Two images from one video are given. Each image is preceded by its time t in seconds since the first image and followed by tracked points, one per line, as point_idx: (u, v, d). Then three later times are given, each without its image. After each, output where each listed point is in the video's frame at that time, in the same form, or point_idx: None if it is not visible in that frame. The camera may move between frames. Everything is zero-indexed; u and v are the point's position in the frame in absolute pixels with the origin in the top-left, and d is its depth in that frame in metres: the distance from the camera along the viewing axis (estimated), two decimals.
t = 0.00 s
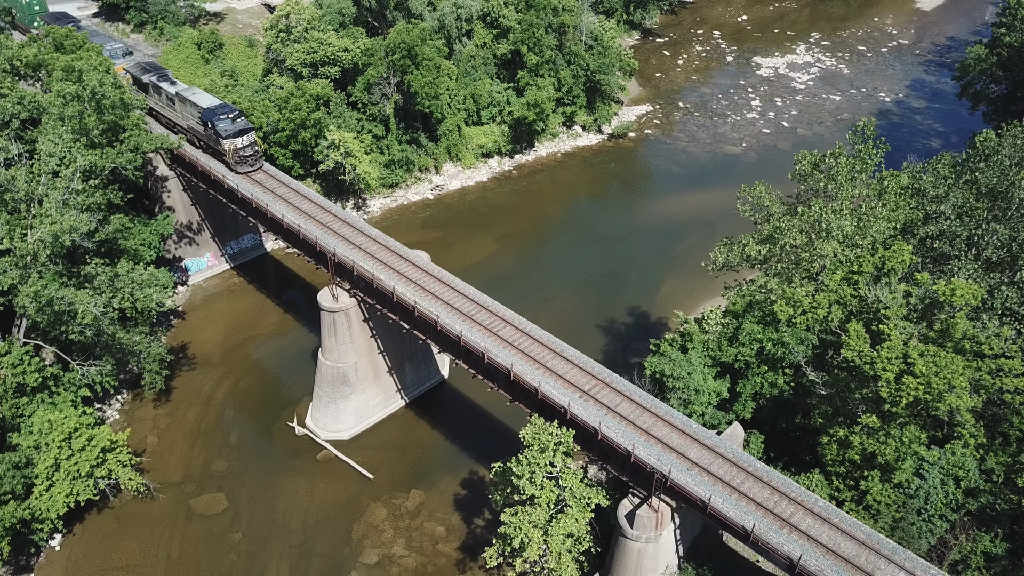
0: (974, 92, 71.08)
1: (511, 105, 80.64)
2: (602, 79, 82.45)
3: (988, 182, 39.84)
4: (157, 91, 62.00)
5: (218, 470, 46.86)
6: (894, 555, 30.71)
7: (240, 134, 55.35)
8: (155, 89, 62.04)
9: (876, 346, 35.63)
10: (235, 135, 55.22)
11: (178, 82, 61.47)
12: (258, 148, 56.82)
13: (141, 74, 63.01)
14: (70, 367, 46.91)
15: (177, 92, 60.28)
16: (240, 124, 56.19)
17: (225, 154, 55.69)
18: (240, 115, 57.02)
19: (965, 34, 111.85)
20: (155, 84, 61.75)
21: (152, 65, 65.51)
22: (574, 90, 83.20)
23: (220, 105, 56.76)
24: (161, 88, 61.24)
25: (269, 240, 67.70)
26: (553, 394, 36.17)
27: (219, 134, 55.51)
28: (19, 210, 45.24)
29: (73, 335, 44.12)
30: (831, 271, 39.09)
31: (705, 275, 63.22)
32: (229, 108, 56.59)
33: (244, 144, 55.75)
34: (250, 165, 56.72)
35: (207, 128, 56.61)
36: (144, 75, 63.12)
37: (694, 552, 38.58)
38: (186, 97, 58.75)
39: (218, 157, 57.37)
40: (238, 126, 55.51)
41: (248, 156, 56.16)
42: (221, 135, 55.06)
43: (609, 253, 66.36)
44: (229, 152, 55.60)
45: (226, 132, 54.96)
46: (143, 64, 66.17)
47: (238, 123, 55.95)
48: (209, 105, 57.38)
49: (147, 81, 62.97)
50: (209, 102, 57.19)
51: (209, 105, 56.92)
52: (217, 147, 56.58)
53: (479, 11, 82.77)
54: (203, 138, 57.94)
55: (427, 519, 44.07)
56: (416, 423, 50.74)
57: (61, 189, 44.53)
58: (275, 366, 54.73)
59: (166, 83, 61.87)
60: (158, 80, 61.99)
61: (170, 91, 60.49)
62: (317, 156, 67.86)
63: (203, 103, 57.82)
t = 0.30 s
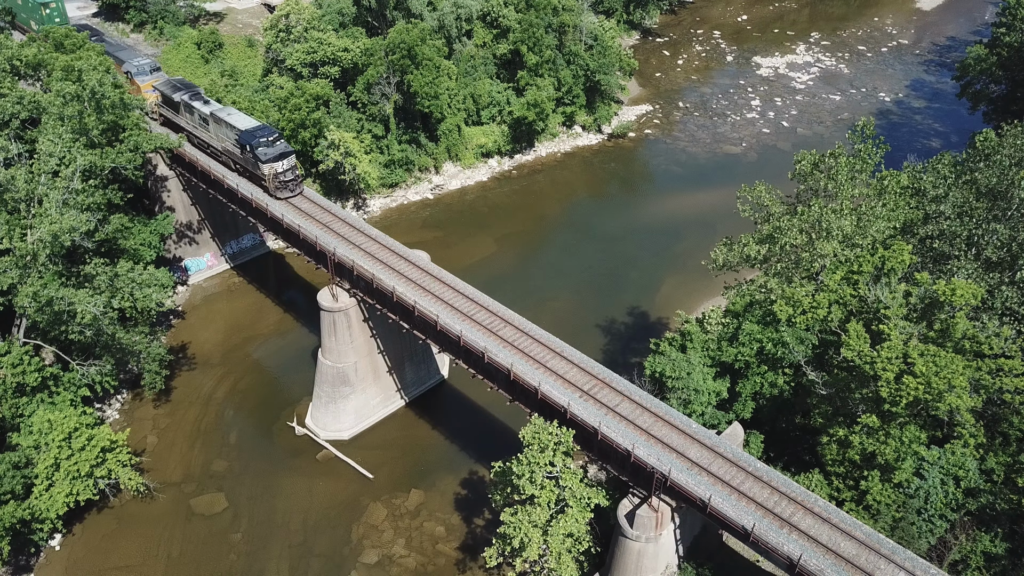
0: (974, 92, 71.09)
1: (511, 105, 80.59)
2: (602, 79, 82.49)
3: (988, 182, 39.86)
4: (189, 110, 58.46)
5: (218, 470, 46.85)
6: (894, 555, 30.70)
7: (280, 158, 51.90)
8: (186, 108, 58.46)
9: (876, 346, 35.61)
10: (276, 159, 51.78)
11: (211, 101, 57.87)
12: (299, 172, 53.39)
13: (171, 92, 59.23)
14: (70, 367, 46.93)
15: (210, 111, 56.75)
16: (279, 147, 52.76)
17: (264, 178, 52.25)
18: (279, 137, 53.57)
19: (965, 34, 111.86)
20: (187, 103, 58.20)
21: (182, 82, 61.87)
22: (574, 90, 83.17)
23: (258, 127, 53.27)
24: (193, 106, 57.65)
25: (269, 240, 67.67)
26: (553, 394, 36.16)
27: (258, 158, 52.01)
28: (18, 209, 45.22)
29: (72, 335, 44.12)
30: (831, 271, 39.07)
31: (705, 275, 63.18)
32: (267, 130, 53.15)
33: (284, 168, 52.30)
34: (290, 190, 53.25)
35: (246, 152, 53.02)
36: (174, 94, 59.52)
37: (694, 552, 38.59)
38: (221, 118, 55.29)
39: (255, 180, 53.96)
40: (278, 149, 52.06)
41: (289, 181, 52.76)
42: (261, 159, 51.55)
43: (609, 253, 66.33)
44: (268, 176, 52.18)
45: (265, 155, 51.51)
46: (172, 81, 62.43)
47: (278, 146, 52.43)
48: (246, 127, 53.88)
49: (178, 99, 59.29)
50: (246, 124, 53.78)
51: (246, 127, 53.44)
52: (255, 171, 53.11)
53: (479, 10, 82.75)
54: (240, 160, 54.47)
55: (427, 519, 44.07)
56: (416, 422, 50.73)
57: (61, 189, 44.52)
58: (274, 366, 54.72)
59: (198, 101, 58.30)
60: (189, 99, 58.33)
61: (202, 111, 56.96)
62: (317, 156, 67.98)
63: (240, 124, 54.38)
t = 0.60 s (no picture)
0: (974, 92, 71.10)
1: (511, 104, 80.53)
2: (602, 79, 82.46)
3: (988, 182, 39.86)
4: (226, 132, 55.82)
5: (218, 469, 46.82)
6: (894, 555, 30.69)
7: (325, 184, 48.81)
8: (222, 129, 55.74)
9: (876, 346, 35.58)
10: (320, 185, 48.66)
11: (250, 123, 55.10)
12: (344, 199, 50.28)
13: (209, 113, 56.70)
14: (70, 367, 46.94)
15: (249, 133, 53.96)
16: (324, 172, 49.65)
17: (308, 206, 49.24)
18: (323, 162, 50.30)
19: (965, 34, 111.85)
20: (223, 124, 55.43)
21: (216, 101, 59.06)
22: (574, 90, 83.16)
23: (301, 150, 50.16)
24: (230, 128, 54.88)
25: (269, 240, 67.68)
26: (553, 394, 36.14)
27: (301, 185, 48.92)
28: (18, 209, 45.17)
29: (72, 335, 44.11)
30: (831, 271, 39.06)
31: (705, 276, 63.15)
32: (310, 154, 50.06)
33: (329, 195, 49.23)
34: (336, 219, 50.14)
35: (288, 178, 49.95)
36: (210, 115, 56.86)
37: (695, 552, 38.60)
38: (261, 141, 52.50)
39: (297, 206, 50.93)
40: (322, 176, 48.93)
41: (334, 209, 49.75)
42: (305, 186, 48.48)
43: (609, 254, 66.28)
44: (313, 205, 49.28)
45: (309, 182, 48.43)
46: (205, 100, 59.58)
47: (323, 172, 49.20)
48: (289, 151, 50.84)
49: (214, 121, 56.61)
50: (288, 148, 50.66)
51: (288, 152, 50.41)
52: (298, 199, 50.04)
53: (479, 10, 82.77)
54: (281, 186, 51.44)
55: (427, 519, 44.05)
56: (416, 422, 50.73)
57: (61, 188, 44.50)
58: (274, 366, 54.69)
59: (236, 122, 55.55)
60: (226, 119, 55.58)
61: (240, 133, 54.20)
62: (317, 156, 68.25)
63: (282, 148, 51.43)
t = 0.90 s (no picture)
0: (974, 92, 71.09)
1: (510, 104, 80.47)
2: (602, 79, 82.42)
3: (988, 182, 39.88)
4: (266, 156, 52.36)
5: (218, 469, 46.80)
6: (894, 554, 30.67)
7: (376, 215, 45.28)
8: (262, 152, 52.30)
9: (877, 346, 35.56)
10: (372, 216, 45.20)
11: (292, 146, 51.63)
12: (396, 230, 46.82)
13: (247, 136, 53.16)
14: (69, 366, 46.93)
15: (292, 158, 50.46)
16: (375, 202, 46.17)
17: (358, 238, 45.78)
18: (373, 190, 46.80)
19: (965, 33, 111.81)
20: (263, 148, 52.02)
21: (253, 122, 55.64)
22: (574, 90, 83.17)
23: (350, 178, 46.67)
24: (270, 152, 51.43)
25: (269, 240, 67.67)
26: (553, 394, 36.12)
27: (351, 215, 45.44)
28: (18, 209, 45.10)
29: (71, 335, 44.06)
30: (831, 270, 39.07)
31: (704, 276, 63.11)
32: (360, 182, 46.54)
33: (380, 226, 45.75)
34: (388, 250, 46.62)
35: (337, 207, 46.43)
36: (248, 137, 53.46)
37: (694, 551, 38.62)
38: (306, 167, 49.04)
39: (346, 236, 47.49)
40: (373, 206, 45.48)
41: (385, 241, 46.28)
42: (355, 217, 45.01)
43: (609, 254, 66.21)
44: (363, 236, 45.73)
45: (360, 213, 44.96)
46: (241, 121, 56.11)
47: (374, 202, 45.75)
48: (337, 178, 47.37)
49: (253, 144, 53.11)
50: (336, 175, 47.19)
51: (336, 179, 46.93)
52: (347, 229, 46.58)
53: (478, 10, 82.83)
54: (328, 215, 47.90)
55: (427, 519, 44.02)
56: (417, 422, 50.71)
57: (61, 188, 44.47)
58: (274, 366, 54.66)
59: (276, 145, 52.13)
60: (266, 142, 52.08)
61: (282, 157, 50.76)
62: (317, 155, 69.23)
63: (329, 174, 47.94)
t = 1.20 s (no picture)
0: (974, 91, 71.07)
1: (510, 104, 80.47)
2: (602, 79, 82.43)
3: (988, 182, 39.89)
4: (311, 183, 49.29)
5: (218, 469, 46.81)
6: (894, 554, 30.67)
7: (435, 249, 42.54)
8: (306, 179, 49.32)
9: (876, 345, 35.57)
10: (429, 250, 42.49)
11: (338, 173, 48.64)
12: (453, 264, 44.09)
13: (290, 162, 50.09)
14: (69, 367, 46.95)
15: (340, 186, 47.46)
16: (432, 234, 43.49)
17: (414, 273, 42.99)
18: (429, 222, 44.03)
19: (965, 33, 111.82)
20: (308, 175, 48.98)
21: (294, 146, 52.54)
22: (573, 90, 83.25)
23: (405, 209, 43.83)
24: (316, 179, 48.40)
25: (269, 240, 67.70)
26: (553, 394, 36.12)
27: (408, 249, 42.66)
28: (17, 209, 45.08)
29: (71, 335, 44.07)
30: (831, 270, 39.09)
31: (704, 275, 63.14)
32: (416, 214, 43.71)
33: (437, 260, 43.02)
34: (445, 285, 43.83)
35: (392, 241, 43.56)
36: (291, 162, 50.33)
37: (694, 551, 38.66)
38: (356, 196, 46.11)
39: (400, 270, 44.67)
40: (431, 239, 42.75)
41: (442, 276, 43.49)
42: (412, 252, 42.25)
43: (609, 254, 66.24)
44: (420, 271, 42.81)
45: (417, 247, 42.20)
46: (280, 144, 53.00)
47: (432, 235, 43.07)
48: (392, 210, 44.50)
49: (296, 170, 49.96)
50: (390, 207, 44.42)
51: (390, 211, 44.11)
52: (401, 263, 43.71)
53: (478, 10, 82.90)
54: (381, 248, 45.00)
55: (427, 519, 44.01)
56: (417, 422, 50.71)
57: (60, 188, 44.43)
58: (274, 366, 54.66)
59: (322, 171, 49.11)
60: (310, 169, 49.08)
61: (329, 185, 47.77)
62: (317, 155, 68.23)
63: (381, 205, 45.10)
